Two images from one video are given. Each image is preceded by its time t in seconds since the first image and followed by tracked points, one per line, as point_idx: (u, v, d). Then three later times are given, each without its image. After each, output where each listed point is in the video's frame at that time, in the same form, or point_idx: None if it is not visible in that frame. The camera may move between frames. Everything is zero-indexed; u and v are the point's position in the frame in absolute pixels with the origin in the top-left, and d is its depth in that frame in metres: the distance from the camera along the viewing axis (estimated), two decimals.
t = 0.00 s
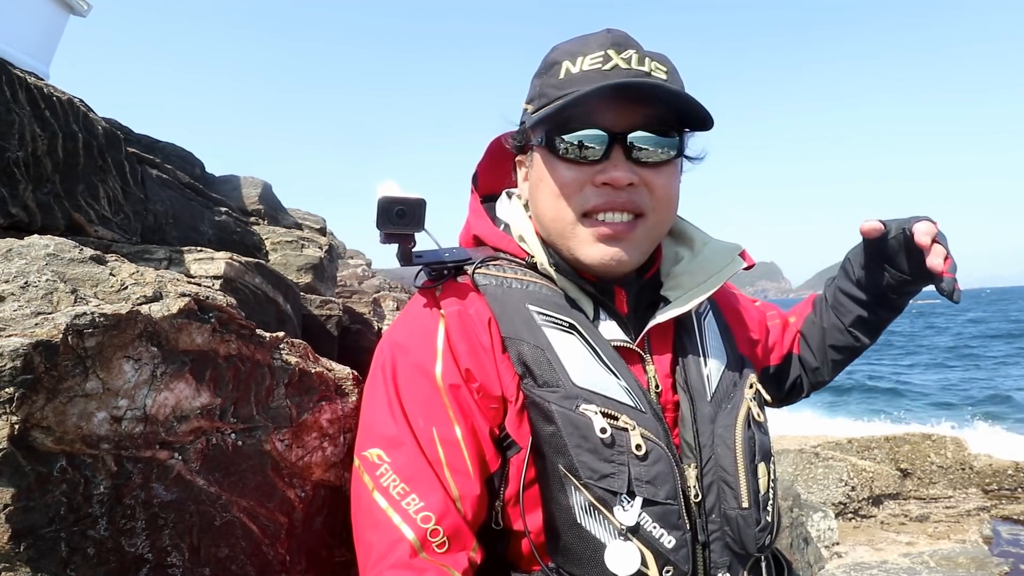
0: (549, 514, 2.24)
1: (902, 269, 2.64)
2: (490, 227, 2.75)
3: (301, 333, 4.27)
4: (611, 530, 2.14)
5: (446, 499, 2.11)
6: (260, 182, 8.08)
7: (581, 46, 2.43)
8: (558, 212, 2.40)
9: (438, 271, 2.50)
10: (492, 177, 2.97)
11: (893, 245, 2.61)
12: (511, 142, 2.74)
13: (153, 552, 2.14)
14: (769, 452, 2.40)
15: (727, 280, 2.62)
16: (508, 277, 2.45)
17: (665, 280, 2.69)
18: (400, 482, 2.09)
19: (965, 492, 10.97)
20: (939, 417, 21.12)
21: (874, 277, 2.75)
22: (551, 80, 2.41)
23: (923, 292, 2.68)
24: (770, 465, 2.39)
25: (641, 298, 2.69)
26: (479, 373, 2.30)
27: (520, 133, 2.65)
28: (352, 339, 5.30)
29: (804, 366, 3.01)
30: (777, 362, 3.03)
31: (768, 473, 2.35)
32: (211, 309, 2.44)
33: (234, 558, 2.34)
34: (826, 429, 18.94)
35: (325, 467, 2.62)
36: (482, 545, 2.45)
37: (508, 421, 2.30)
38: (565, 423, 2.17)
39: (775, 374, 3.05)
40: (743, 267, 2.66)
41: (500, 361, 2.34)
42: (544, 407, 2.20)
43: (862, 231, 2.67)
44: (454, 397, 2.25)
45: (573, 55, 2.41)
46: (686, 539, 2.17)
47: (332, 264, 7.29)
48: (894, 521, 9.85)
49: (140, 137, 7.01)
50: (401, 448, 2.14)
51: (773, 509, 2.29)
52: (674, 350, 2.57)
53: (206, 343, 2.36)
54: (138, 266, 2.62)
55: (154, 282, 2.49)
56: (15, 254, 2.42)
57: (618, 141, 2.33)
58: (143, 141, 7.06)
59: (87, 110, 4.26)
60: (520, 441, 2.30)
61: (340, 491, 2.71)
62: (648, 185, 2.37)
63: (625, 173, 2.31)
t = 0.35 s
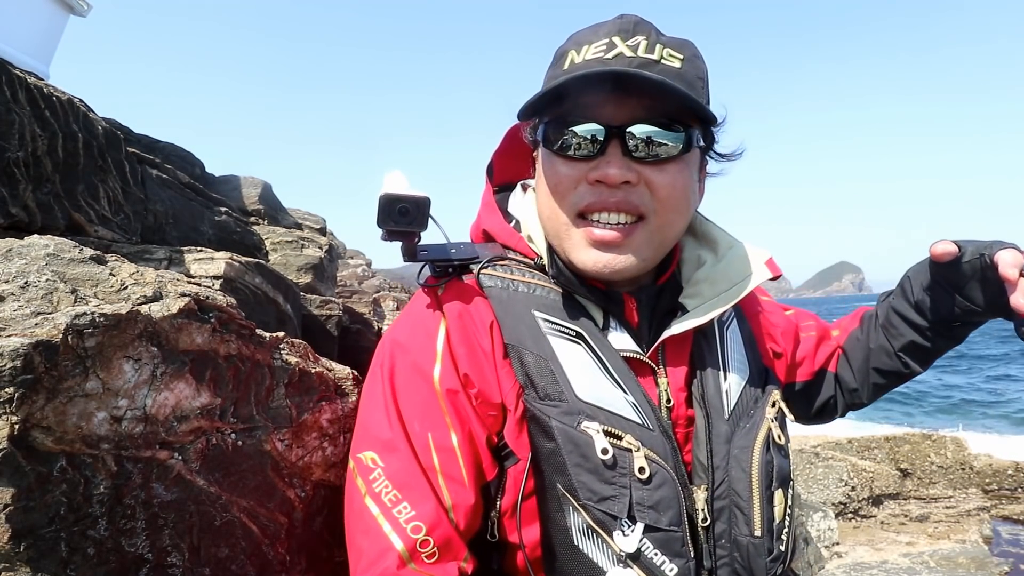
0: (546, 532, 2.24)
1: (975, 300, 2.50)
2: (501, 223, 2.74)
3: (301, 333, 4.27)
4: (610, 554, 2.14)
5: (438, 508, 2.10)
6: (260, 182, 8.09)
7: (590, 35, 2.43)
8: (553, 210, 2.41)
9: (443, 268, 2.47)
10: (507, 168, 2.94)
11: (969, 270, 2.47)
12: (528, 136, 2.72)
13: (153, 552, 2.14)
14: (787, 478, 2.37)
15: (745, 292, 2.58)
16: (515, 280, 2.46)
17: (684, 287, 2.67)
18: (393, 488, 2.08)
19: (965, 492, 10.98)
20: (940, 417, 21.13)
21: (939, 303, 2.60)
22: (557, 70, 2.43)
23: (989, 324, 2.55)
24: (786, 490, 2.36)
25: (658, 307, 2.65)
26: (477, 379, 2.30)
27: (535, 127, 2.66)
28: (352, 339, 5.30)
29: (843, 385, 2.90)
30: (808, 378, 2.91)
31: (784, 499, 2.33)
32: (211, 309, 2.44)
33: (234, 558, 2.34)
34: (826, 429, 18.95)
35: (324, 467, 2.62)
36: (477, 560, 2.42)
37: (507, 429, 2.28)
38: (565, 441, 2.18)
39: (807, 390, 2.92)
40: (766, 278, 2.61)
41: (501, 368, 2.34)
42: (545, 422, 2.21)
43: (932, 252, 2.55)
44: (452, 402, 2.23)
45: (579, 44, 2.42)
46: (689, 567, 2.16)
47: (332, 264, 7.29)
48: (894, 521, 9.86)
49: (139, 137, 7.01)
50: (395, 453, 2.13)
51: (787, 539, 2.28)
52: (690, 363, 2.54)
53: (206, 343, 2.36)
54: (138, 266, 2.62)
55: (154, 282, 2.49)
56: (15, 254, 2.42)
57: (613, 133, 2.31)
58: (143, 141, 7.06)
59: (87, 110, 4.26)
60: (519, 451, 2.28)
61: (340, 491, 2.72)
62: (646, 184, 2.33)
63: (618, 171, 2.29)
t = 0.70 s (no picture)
0: (535, 544, 2.24)
1: (1001, 317, 2.40)
2: (494, 222, 2.74)
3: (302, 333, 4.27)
4: (598, 568, 2.12)
5: (422, 517, 2.12)
6: (260, 182, 8.09)
7: (581, 25, 2.44)
8: (542, 207, 2.42)
9: (433, 271, 2.49)
10: (504, 165, 2.94)
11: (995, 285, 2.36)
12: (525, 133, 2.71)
13: (153, 552, 2.14)
14: (788, 491, 2.35)
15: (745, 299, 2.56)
16: (506, 283, 2.46)
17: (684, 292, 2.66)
18: (376, 497, 2.11)
19: (965, 492, 11.00)
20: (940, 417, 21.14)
21: (961, 318, 2.49)
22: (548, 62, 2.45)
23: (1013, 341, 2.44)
24: (788, 504, 2.34)
25: (657, 313, 2.64)
26: (465, 386, 2.30)
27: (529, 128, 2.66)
28: (351, 339, 5.31)
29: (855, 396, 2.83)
30: (815, 387, 2.85)
31: (784, 514, 2.31)
32: (211, 308, 2.44)
33: (234, 558, 2.34)
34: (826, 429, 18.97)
35: (325, 467, 2.62)
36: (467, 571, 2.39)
37: (495, 437, 2.30)
38: (553, 453, 2.15)
39: (814, 399, 2.87)
40: (768, 283, 2.58)
41: (489, 375, 2.35)
42: (533, 433, 2.18)
43: (957, 266, 2.42)
44: (438, 410, 2.24)
45: (570, 36, 2.44)
46: None
47: (332, 264, 7.30)
48: (894, 521, 9.88)
49: (140, 137, 7.01)
50: (380, 460, 2.15)
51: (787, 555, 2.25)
52: (689, 370, 2.54)
53: (206, 343, 2.36)
54: (138, 266, 2.62)
55: (154, 282, 2.49)
56: (15, 254, 2.42)
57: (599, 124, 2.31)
58: (143, 141, 7.06)
59: (87, 110, 4.26)
60: (507, 459, 2.29)
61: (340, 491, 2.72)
62: (634, 177, 2.31)
63: (603, 162, 2.28)
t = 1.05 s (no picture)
0: (532, 541, 2.24)
1: (991, 311, 2.43)
2: (487, 223, 2.77)
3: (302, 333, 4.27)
4: (596, 564, 2.12)
5: (421, 517, 2.12)
6: (260, 182, 8.09)
7: (565, 27, 2.43)
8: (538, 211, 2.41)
9: (427, 274, 2.48)
10: (497, 167, 2.94)
11: (985, 278, 2.41)
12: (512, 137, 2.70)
13: (153, 552, 2.14)
14: (782, 484, 2.35)
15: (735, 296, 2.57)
16: (500, 284, 2.47)
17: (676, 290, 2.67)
18: (375, 497, 2.11)
19: (965, 492, 11.00)
20: (940, 417, 21.14)
21: (951, 312, 2.52)
22: (533, 65, 2.44)
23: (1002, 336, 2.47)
24: (782, 497, 2.34)
25: (649, 311, 2.65)
26: (461, 386, 2.30)
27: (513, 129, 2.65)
28: (351, 339, 5.31)
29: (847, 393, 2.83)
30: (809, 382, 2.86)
31: (778, 507, 2.31)
32: (211, 308, 2.44)
33: (234, 558, 2.34)
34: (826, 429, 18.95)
35: (324, 467, 2.62)
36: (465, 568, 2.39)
37: (492, 436, 2.30)
38: (549, 450, 2.15)
39: (808, 395, 2.89)
40: (759, 279, 2.59)
41: (484, 373, 2.35)
42: (529, 430, 2.18)
43: (948, 260, 2.47)
44: (435, 410, 2.24)
45: (555, 39, 2.42)
46: None
47: (332, 264, 7.30)
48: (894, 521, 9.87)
49: (139, 137, 7.01)
50: (378, 461, 2.15)
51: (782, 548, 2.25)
52: (683, 368, 2.54)
53: (206, 343, 2.36)
54: (138, 266, 2.62)
55: (154, 282, 2.48)
56: (15, 254, 2.41)
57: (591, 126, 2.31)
58: (143, 141, 7.06)
59: (87, 110, 4.26)
60: (503, 458, 2.29)
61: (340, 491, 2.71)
62: (628, 180, 2.32)
63: (598, 166, 2.29)
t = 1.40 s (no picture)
0: (533, 528, 2.24)
1: (963, 297, 2.52)
2: (480, 228, 2.81)
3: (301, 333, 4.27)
4: (595, 548, 2.13)
5: (429, 507, 2.13)
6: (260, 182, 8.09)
7: (555, 36, 2.45)
8: (542, 212, 2.41)
9: (423, 278, 2.51)
10: (486, 175, 2.98)
11: (956, 266, 2.50)
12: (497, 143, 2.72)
13: (153, 552, 2.14)
14: (771, 468, 2.38)
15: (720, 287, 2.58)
16: (495, 285, 2.47)
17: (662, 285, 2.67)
18: (383, 490, 2.12)
19: (965, 492, 10.99)
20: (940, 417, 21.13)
21: (926, 300, 2.61)
22: (527, 73, 2.42)
23: (977, 321, 2.55)
24: (772, 480, 2.36)
25: (635, 305, 2.69)
26: (461, 380, 2.31)
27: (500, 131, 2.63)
28: (351, 339, 5.30)
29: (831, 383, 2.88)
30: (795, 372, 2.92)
31: (769, 489, 2.32)
32: (211, 309, 2.44)
33: (234, 558, 2.34)
34: (827, 429, 18.94)
35: (325, 467, 2.59)
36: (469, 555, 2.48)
37: (492, 428, 2.30)
38: (547, 437, 2.18)
39: (794, 385, 2.95)
40: (741, 268, 2.61)
41: (483, 368, 2.36)
42: (526, 420, 2.21)
43: (920, 250, 2.57)
44: (437, 404, 2.26)
45: (548, 45, 2.43)
46: (675, 559, 2.15)
47: (332, 264, 7.29)
48: (895, 521, 9.87)
49: (140, 137, 7.01)
50: (386, 455, 2.17)
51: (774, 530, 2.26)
52: (672, 358, 2.57)
53: (206, 343, 2.36)
54: (138, 266, 2.62)
55: (154, 282, 2.48)
56: (15, 254, 2.41)
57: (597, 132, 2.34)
58: (143, 141, 7.06)
59: (87, 110, 4.26)
60: (504, 449, 2.30)
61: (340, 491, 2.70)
62: (633, 181, 2.36)
63: (606, 169, 2.31)
